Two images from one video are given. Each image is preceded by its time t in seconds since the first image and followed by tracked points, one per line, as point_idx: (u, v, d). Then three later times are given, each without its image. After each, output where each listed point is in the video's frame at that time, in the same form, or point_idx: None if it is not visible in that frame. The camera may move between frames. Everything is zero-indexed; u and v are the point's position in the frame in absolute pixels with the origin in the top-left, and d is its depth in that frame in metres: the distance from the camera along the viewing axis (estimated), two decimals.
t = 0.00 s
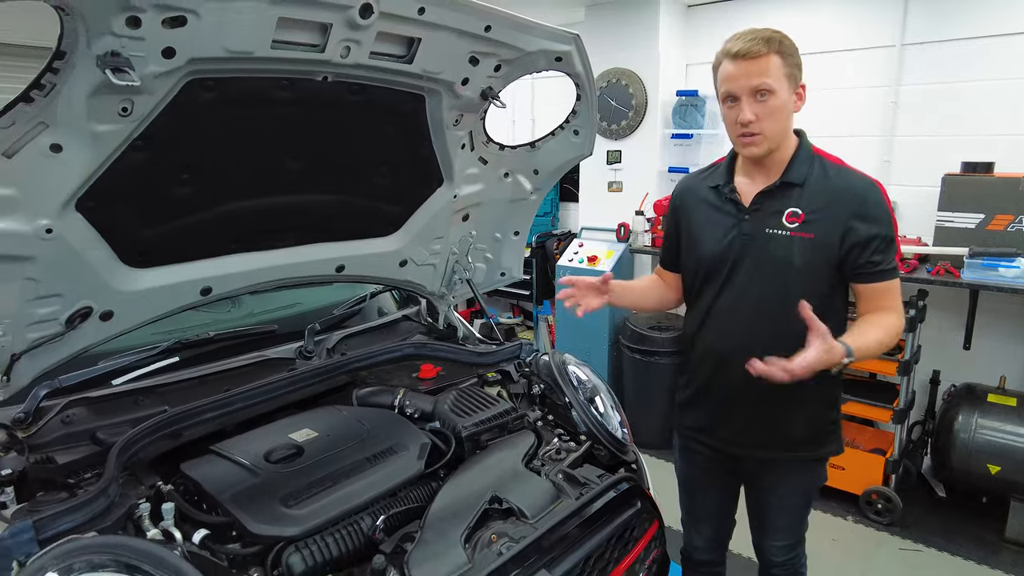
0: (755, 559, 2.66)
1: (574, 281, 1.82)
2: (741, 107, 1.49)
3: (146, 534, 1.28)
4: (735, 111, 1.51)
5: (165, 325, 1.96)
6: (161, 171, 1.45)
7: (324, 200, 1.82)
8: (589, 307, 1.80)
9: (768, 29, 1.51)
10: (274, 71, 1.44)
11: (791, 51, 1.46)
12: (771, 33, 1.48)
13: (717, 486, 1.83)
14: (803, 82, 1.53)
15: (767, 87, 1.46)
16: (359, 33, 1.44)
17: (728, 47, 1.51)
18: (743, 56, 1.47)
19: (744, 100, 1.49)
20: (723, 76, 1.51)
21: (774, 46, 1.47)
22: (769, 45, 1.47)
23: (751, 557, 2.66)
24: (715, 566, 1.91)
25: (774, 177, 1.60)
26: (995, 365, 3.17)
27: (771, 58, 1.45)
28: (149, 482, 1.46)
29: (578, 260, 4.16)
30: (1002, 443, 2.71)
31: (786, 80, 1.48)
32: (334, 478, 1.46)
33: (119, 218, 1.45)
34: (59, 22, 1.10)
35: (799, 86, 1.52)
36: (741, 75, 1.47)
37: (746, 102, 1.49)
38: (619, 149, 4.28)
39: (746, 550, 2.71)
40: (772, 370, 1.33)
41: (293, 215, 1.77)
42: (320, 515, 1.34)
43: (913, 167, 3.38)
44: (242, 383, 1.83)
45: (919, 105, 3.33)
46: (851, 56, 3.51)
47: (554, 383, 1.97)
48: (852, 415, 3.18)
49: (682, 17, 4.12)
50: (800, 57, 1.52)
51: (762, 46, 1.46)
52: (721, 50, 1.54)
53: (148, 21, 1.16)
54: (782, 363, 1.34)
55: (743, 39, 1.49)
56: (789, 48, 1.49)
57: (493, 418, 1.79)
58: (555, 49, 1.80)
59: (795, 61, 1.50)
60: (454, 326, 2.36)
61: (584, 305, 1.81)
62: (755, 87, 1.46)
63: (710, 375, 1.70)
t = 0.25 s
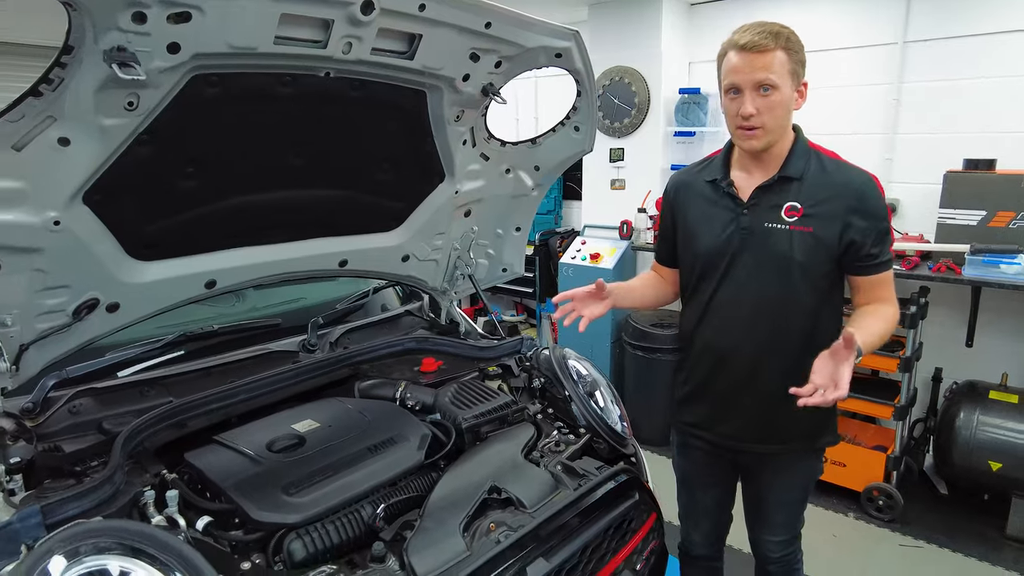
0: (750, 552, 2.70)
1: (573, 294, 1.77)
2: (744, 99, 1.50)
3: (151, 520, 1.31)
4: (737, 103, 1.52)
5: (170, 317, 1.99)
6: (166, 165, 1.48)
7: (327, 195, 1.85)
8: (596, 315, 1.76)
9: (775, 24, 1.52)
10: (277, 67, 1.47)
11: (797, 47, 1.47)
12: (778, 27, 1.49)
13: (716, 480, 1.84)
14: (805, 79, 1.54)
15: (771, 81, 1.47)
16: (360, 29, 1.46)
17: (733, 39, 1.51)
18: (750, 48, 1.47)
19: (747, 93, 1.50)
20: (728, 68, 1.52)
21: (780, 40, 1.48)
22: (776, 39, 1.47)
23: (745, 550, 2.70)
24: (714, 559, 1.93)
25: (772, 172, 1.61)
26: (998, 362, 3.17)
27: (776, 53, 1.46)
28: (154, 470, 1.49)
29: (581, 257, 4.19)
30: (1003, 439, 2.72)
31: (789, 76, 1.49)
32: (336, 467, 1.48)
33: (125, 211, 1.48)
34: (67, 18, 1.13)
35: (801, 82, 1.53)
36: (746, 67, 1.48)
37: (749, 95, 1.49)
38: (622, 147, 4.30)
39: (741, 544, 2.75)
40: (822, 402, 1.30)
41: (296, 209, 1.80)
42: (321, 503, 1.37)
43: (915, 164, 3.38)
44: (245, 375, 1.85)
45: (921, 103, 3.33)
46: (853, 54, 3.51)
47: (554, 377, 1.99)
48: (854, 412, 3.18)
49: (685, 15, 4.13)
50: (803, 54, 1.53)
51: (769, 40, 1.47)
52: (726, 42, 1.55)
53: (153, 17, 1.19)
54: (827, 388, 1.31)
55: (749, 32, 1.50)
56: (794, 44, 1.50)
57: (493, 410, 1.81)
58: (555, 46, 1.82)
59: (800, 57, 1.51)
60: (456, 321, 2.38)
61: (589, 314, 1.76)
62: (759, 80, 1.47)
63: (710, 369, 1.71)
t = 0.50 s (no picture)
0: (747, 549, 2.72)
1: (573, 293, 1.78)
2: (740, 99, 1.51)
3: (156, 511, 1.34)
4: (734, 103, 1.53)
5: (177, 314, 2.02)
6: (172, 163, 1.50)
7: (330, 193, 1.87)
8: (598, 312, 1.77)
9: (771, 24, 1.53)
10: (280, 66, 1.49)
11: (793, 47, 1.48)
12: (774, 27, 1.50)
13: (714, 477, 1.85)
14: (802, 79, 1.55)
15: (767, 81, 1.48)
16: (362, 29, 1.48)
17: (729, 40, 1.52)
18: (745, 49, 1.48)
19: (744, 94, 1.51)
20: (724, 68, 1.53)
21: (776, 40, 1.48)
22: (771, 40, 1.48)
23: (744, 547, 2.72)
24: (713, 555, 1.94)
25: (771, 170, 1.62)
26: (1001, 362, 3.16)
27: (772, 53, 1.47)
28: (159, 463, 1.52)
29: (584, 257, 4.21)
30: (1006, 439, 2.71)
31: (786, 75, 1.50)
32: (337, 461, 1.50)
33: (132, 208, 1.51)
34: (76, 18, 1.16)
35: (798, 82, 1.54)
36: (742, 68, 1.49)
37: (746, 96, 1.50)
38: (625, 146, 4.31)
39: (739, 541, 2.77)
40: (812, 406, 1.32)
41: (300, 207, 1.82)
42: (322, 495, 1.39)
43: (918, 163, 3.38)
44: (249, 371, 1.88)
45: (925, 102, 3.33)
46: (856, 53, 3.52)
47: (555, 374, 2.00)
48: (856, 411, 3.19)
49: (688, 15, 4.14)
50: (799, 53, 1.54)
51: (765, 41, 1.48)
52: (723, 42, 1.56)
53: (159, 18, 1.21)
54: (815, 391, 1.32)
55: (745, 33, 1.50)
56: (790, 44, 1.51)
57: (493, 406, 1.83)
58: (555, 45, 1.84)
59: (796, 57, 1.52)
60: (459, 319, 2.40)
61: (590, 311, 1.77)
62: (755, 81, 1.48)
63: (710, 367, 1.72)
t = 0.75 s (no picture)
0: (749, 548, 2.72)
1: (573, 288, 1.81)
2: (744, 98, 1.52)
3: (161, 507, 1.36)
4: (738, 103, 1.54)
5: (182, 313, 2.04)
6: (177, 164, 1.53)
7: (333, 193, 1.89)
8: (598, 308, 1.79)
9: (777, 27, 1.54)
10: (284, 69, 1.51)
11: (798, 50, 1.49)
12: (780, 29, 1.51)
13: (712, 476, 1.87)
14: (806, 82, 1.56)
15: (772, 82, 1.49)
16: (365, 32, 1.50)
17: (735, 40, 1.54)
18: (751, 50, 1.50)
19: (747, 94, 1.52)
20: (729, 69, 1.54)
21: (781, 42, 1.50)
22: (777, 41, 1.50)
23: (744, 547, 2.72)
24: (712, 554, 1.95)
25: (772, 170, 1.63)
26: (1005, 363, 3.15)
27: (777, 54, 1.49)
28: (164, 460, 1.55)
29: (587, 257, 4.21)
30: (1009, 441, 2.71)
31: (790, 77, 1.51)
32: (339, 459, 1.52)
33: (138, 209, 1.53)
34: (83, 24, 1.19)
35: (802, 84, 1.55)
36: (746, 68, 1.50)
37: (749, 95, 1.52)
38: (629, 147, 4.32)
39: (740, 541, 2.77)
40: (801, 393, 1.32)
41: (303, 207, 1.85)
42: (323, 493, 1.41)
43: (922, 164, 3.37)
44: (253, 370, 1.90)
45: (928, 103, 3.32)
46: (860, 54, 3.51)
47: (556, 373, 2.02)
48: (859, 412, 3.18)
49: (692, 16, 4.14)
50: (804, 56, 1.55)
51: (770, 41, 1.49)
52: (729, 44, 1.57)
53: (164, 22, 1.24)
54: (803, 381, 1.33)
55: (751, 34, 1.52)
56: (795, 47, 1.52)
57: (494, 405, 1.84)
58: (556, 48, 1.85)
59: (801, 60, 1.53)
60: (461, 318, 2.41)
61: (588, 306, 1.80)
62: (760, 81, 1.49)
63: (710, 366, 1.73)
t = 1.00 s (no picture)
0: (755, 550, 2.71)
1: (584, 281, 1.82)
2: (733, 108, 1.54)
3: (165, 505, 1.37)
4: (730, 111, 1.56)
5: (187, 312, 2.06)
6: (182, 164, 1.54)
7: (337, 193, 1.90)
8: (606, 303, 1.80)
9: (768, 29, 1.52)
10: (288, 70, 1.52)
11: (786, 51, 1.47)
12: (768, 33, 1.50)
13: (714, 475, 1.87)
14: (804, 78, 1.52)
15: (759, 89, 1.49)
16: (368, 33, 1.51)
17: (726, 49, 1.54)
18: (736, 60, 1.51)
19: (737, 102, 1.53)
20: (721, 79, 1.56)
21: (768, 46, 1.48)
22: (763, 46, 1.49)
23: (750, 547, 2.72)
24: (714, 554, 1.95)
25: (777, 170, 1.62)
26: (1011, 364, 3.14)
27: (764, 59, 1.48)
28: (168, 458, 1.56)
29: (591, 257, 4.21)
30: (1014, 442, 2.70)
31: (780, 79, 1.49)
32: (341, 458, 1.53)
33: (142, 208, 1.54)
34: (88, 25, 1.20)
35: (798, 83, 1.51)
36: (735, 78, 1.51)
37: (738, 104, 1.53)
38: (633, 147, 4.32)
39: (745, 542, 2.77)
40: (760, 390, 1.35)
41: (307, 207, 1.86)
42: (325, 491, 1.42)
43: (927, 164, 3.35)
44: (257, 368, 1.91)
45: (934, 103, 3.30)
46: (865, 54, 3.50)
47: (558, 373, 2.02)
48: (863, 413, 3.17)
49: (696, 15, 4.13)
50: (802, 52, 1.51)
51: (755, 49, 1.49)
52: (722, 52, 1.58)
53: (168, 23, 1.24)
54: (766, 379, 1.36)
55: (738, 42, 1.52)
56: (788, 47, 1.49)
57: (496, 405, 1.85)
58: (559, 48, 1.85)
59: (794, 59, 1.50)
60: (465, 318, 2.42)
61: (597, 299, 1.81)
62: (746, 89, 1.50)
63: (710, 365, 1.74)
